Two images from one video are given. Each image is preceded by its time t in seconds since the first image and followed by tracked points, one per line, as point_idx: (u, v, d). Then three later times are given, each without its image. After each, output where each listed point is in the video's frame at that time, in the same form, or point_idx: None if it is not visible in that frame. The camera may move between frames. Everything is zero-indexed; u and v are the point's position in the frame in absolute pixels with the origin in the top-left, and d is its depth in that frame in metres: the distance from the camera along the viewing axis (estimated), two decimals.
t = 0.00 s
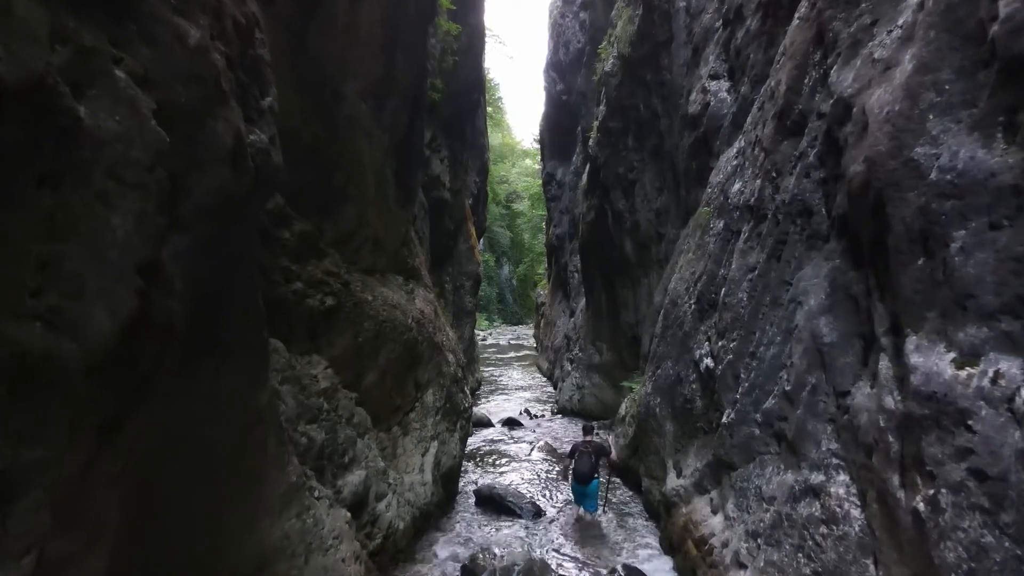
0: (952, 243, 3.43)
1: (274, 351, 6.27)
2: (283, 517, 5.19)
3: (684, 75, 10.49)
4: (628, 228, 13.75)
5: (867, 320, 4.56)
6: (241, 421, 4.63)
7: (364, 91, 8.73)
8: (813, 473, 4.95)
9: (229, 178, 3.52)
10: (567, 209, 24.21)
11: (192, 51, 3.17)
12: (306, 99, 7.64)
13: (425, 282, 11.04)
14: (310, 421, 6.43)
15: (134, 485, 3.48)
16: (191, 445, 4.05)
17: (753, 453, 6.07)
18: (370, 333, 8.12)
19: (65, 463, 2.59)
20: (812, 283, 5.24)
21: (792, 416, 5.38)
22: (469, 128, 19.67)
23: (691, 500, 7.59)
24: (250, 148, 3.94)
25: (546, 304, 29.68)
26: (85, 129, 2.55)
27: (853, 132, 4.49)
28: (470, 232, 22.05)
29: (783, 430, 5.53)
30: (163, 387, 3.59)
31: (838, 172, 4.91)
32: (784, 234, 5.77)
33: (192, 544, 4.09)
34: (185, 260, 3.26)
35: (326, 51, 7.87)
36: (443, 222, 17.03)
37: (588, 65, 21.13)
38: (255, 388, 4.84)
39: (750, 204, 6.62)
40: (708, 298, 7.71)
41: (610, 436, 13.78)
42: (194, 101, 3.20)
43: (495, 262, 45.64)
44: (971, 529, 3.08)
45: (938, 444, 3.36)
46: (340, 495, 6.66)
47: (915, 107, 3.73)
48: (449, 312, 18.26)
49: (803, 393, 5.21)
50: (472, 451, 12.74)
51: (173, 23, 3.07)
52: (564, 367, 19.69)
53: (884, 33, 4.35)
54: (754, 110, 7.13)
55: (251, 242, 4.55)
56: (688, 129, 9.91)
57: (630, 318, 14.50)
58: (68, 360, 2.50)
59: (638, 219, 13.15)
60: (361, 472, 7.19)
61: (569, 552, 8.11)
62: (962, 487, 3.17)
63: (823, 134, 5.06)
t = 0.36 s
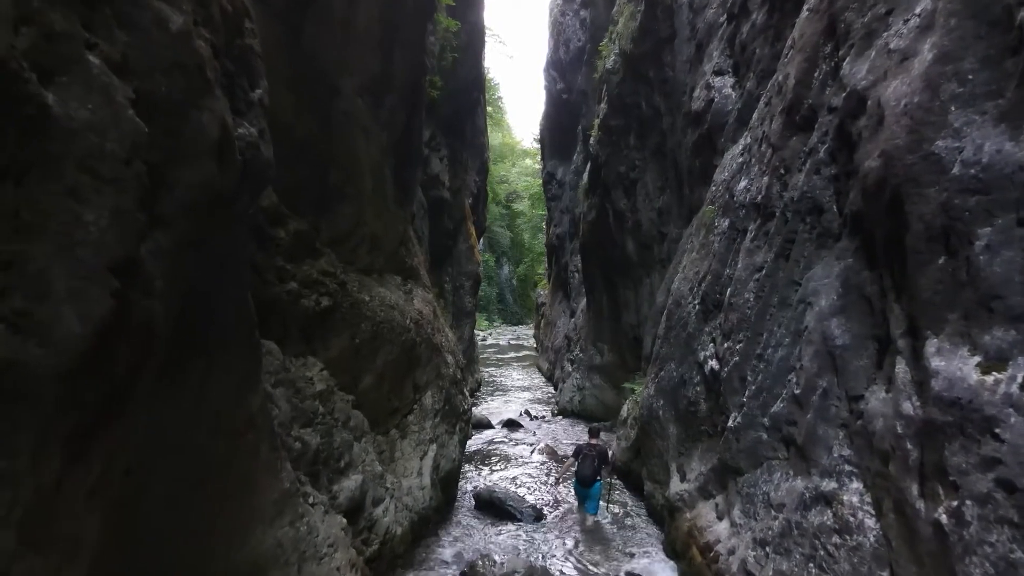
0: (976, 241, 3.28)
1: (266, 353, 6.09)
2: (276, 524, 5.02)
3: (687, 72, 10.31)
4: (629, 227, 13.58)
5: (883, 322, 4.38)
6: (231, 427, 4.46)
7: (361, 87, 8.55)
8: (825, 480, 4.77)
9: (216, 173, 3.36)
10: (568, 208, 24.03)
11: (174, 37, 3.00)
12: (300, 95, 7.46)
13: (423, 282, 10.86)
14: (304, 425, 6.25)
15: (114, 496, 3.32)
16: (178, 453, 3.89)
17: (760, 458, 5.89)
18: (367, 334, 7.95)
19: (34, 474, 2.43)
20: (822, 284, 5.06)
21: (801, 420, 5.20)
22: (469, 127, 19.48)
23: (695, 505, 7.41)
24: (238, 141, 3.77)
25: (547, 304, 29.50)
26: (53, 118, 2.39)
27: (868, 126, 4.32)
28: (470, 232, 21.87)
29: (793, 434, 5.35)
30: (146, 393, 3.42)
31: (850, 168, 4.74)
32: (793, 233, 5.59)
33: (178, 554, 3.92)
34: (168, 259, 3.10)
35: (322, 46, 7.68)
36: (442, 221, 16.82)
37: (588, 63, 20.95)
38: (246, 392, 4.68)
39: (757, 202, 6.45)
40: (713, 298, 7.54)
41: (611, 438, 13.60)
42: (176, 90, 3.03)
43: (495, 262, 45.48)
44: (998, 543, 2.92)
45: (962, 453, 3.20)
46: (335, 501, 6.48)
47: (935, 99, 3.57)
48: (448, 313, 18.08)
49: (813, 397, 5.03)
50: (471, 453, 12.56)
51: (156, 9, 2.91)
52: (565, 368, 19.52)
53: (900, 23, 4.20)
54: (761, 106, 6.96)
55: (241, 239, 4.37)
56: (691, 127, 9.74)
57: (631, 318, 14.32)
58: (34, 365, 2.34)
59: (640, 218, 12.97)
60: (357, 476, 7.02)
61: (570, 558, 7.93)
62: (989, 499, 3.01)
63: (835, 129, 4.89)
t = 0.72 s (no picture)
0: (1004, 238, 3.13)
1: (259, 355, 5.92)
2: (267, 534, 4.86)
3: (691, 68, 10.14)
4: (631, 227, 13.40)
5: (898, 323, 4.20)
6: (220, 434, 4.30)
7: (359, 83, 8.37)
8: (837, 488, 4.59)
9: (200, 166, 3.20)
10: (568, 208, 23.84)
11: (154, 21, 2.83)
12: (295, 92, 7.28)
13: (422, 282, 10.68)
14: (298, 429, 6.08)
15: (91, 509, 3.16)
16: (163, 462, 3.73)
17: (768, 464, 5.71)
18: (364, 335, 7.77)
19: None
20: (834, 284, 4.88)
21: (812, 426, 5.02)
22: (468, 125, 19.31)
23: (700, 511, 7.23)
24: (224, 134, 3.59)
25: (547, 304, 29.35)
26: (17, 104, 2.24)
27: (884, 120, 4.15)
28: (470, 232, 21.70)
29: (803, 439, 5.17)
30: (126, 401, 3.26)
31: (864, 164, 4.56)
32: (803, 231, 5.40)
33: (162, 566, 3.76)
34: (148, 258, 2.94)
35: (318, 41, 7.50)
36: (441, 221, 16.64)
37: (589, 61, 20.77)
38: (237, 398, 4.51)
39: (764, 200, 6.26)
40: (718, 299, 7.36)
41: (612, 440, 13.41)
42: (156, 78, 2.87)
43: (495, 262, 45.32)
44: None
45: (989, 463, 3.05)
46: (330, 507, 6.30)
47: (959, 89, 3.42)
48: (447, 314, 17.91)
49: (824, 402, 4.85)
50: (471, 456, 12.37)
51: None
52: (565, 369, 19.34)
53: (918, 11, 4.03)
54: (767, 102, 6.78)
55: (231, 238, 4.21)
56: (695, 124, 9.56)
57: (633, 318, 14.14)
58: None
59: (642, 218, 12.79)
60: (354, 481, 6.84)
61: (572, 564, 7.76)
62: (1020, 512, 2.85)
63: (848, 124, 4.72)
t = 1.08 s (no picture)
0: None
1: (250, 357, 5.73)
2: (258, 543, 4.68)
3: (694, 65, 9.96)
4: (632, 226, 13.22)
5: (917, 325, 4.02)
6: (209, 440, 4.12)
7: (355, 78, 8.18)
8: (851, 497, 4.42)
9: (181, 158, 3.05)
10: (569, 207, 23.67)
11: (131, 5, 2.67)
12: (289, 87, 7.09)
13: (420, 282, 10.50)
14: (292, 434, 5.90)
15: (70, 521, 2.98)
16: (148, 469, 3.55)
17: (777, 470, 5.53)
18: (360, 337, 7.59)
19: None
20: (846, 284, 4.71)
21: (824, 431, 4.83)
22: (468, 124, 19.11)
23: (704, 517, 7.05)
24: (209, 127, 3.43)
25: (547, 305, 29.17)
26: None
27: (900, 112, 3.98)
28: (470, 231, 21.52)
29: (813, 445, 4.99)
30: (104, 406, 3.08)
31: (879, 159, 4.39)
32: (813, 230, 5.23)
33: None
34: (122, 255, 2.80)
35: (314, 35, 7.30)
36: (440, 220, 16.46)
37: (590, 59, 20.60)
38: (226, 402, 4.33)
39: (772, 197, 6.08)
40: (724, 299, 7.19)
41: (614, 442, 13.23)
42: (132, 66, 2.72)
43: (495, 262, 45.15)
44: None
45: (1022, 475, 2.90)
46: (326, 514, 6.12)
47: (984, 78, 3.27)
48: (447, 315, 17.71)
49: (837, 406, 4.67)
50: (470, 459, 12.20)
51: None
52: (566, 369, 19.15)
53: None
54: (774, 97, 6.61)
55: (218, 234, 4.03)
56: (698, 121, 9.38)
57: (634, 319, 13.97)
58: None
59: (643, 217, 12.62)
60: (349, 487, 6.66)
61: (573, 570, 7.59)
62: None
63: (862, 117, 4.55)
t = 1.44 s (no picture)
0: None
1: (241, 360, 5.54)
2: (247, 554, 4.49)
3: (697, 61, 9.78)
4: (634, 225, 13.03)
5: (936, 327, 3.84)
6: (194, 447, 3.94)
7: (352, 74, 8.00)
8: (865, 506, 4.23)
9: (159, 150, 2.91)
10: (569, 206, 23.46)
11: None
12: (283, 81, 6.90)
13: (418, 282, 10.30)
14: (284, 439, 5.70)
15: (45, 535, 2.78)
16: (129, 478, 3.36)
17: (786, 476, 5.34)
18: (356, 338, 7.41)
19: None
20: (859, 284, 4.53)
21: (836, 437, 4.64)
22: (467, 123, 18.91)
23: (709, 523, 6.87)
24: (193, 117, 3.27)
25: (547, 305, 28.96)
26: None
27: (918, 104, 3.82)
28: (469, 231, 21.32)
29: (825, 451, 4.80)
30: (79, 413, 2.89)
31: (895, 153, 4.22)
32: (824, 228, 5.04)
33: None
34: (95, 251, 2.66)
35: (311, 29, 7.13)
36: (439, 219, 16.27)
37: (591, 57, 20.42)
38: (212, 406, 4.15)
39: (780, 195, 5.90)
40: (729, 300, 7.00)
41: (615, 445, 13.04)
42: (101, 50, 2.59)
43: (495, 262, 44.98)
44: None
45: None
46: (320, 521, 5.92)
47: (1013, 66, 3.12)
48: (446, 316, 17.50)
49: (850, 411, 4.49)
50: (469, 462, 12.00)
51: None
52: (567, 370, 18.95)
53: None
54: (781, 92, 6.44)
55: (204, 231, 3.85)
56: (702, 118, 9.20)
57: (636, 320, 13.78)
58: None
59: (645, 216, 12.44)
60: (345, 492, 6.47)
61: None
62: None
63: (877, 110, 4.37)
